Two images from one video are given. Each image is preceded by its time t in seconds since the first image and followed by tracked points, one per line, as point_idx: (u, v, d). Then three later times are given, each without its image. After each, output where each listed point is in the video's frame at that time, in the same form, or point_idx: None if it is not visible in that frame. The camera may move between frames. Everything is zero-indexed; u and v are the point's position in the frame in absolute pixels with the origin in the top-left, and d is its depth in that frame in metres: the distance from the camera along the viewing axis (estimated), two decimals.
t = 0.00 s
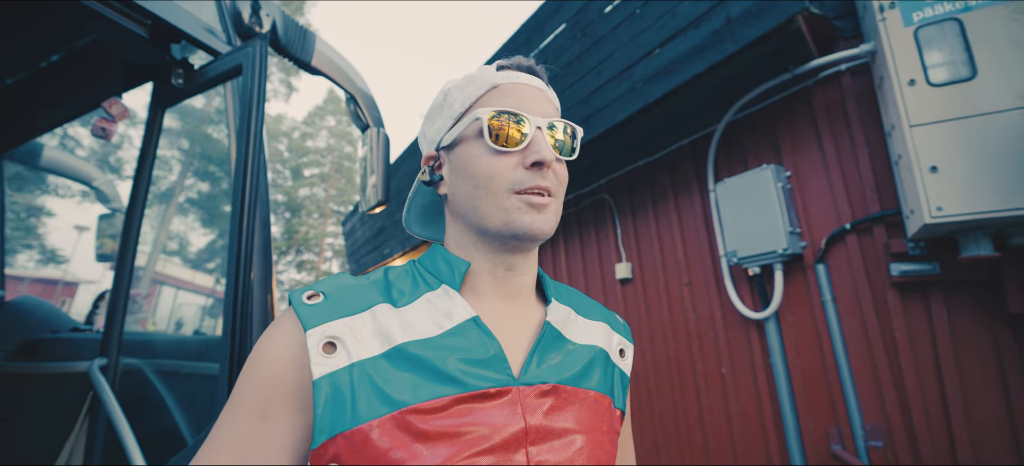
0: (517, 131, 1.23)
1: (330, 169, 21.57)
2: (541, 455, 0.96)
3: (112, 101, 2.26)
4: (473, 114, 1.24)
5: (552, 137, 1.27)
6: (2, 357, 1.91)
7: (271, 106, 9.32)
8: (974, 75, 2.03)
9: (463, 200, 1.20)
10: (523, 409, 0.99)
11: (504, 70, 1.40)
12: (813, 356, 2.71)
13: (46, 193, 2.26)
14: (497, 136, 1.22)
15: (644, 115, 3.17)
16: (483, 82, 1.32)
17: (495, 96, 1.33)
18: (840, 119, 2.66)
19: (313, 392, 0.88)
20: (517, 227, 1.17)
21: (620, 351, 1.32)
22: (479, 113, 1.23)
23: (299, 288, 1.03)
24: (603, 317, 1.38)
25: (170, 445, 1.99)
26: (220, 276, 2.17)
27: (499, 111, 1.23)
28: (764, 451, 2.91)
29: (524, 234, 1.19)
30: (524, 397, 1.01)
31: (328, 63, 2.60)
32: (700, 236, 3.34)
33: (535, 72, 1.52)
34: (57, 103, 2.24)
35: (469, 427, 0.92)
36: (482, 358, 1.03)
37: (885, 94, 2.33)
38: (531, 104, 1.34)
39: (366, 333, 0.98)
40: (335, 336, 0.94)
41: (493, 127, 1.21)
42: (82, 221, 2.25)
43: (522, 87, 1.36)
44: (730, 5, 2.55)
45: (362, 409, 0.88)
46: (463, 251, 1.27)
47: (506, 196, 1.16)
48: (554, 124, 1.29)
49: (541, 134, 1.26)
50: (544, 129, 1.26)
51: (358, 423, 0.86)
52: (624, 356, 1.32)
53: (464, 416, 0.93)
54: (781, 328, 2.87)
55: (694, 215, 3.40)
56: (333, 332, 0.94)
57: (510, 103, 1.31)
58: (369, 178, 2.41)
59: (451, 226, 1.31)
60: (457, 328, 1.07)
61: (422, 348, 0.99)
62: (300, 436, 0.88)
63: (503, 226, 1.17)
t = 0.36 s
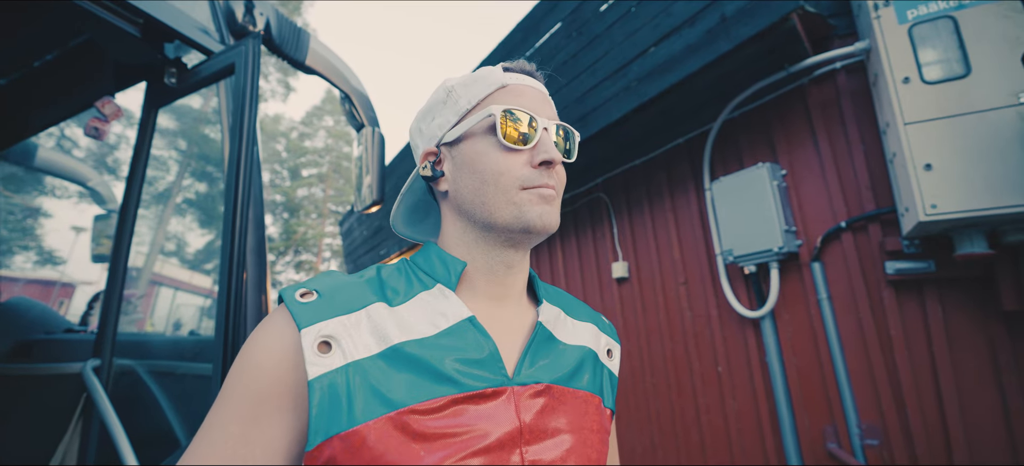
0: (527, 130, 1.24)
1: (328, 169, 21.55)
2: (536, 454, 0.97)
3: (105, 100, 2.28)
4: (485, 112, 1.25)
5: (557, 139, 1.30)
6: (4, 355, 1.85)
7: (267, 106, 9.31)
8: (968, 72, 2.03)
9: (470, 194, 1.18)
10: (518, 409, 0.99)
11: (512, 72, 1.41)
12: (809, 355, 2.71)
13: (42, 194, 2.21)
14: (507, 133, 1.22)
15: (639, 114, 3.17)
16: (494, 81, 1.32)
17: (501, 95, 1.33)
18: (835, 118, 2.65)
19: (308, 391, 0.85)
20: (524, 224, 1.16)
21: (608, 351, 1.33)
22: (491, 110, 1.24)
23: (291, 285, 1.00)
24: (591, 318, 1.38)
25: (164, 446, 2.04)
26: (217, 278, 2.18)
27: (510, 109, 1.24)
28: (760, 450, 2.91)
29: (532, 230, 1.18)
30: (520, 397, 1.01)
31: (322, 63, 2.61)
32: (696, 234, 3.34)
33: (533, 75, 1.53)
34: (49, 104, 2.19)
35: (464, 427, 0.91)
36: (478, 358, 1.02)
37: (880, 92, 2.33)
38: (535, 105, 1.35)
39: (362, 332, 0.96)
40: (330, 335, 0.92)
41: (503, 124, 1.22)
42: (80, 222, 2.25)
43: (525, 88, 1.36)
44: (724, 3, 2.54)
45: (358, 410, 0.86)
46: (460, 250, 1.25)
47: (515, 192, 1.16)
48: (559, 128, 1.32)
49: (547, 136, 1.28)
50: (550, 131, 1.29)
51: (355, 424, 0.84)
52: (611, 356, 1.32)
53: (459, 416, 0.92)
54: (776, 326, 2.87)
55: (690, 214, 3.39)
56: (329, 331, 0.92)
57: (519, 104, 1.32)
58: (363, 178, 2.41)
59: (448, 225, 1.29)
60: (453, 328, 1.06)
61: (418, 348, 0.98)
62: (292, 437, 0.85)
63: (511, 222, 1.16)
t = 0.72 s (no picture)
0: (525, 127, 1.23)
1: (329, 169, 21.57)
2: (537, 450, 0.97)
3: (104, 98, 2.27)
4: (486, 109, 1.24)
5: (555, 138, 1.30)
6: None
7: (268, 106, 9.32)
8: (970, 71, 2.02)
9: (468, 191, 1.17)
10: (517, 405, 0.99)
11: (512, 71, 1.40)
12: (810, 354, 2.69)
13: (45, 193, 2.25)
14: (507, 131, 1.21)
15: (640, 113, 3.16)
16: (494, 79, 1.31)
17: (501, 93, 1.32)
18: (837, 116, 2.64)
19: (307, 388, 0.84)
20: (522, 222, 1.16)
21: (603, 348, 1.32)
22: (492, 107, 1.23)
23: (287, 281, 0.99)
24: (585, 316, 1.38)
25: (163, 445, 2.03)
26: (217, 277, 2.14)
27: (509, 107, 1.23)
28: (760, 450, 2.90)
29: (530, 228, 1.17)
30: (519, 393, 1.01)
31: (322, 61, 2.61)
32: (697, 233, 3.32)
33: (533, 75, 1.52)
34: (49, 102, 2.24)
35: (465, 424, 0.91)
36: (477, 354, 1.02)
37: (882, 91, 2.32)
38: (535, 104, 1.34)
39: (360, 328, 0.95)
40: (328, 331, 0.91)
41: (502, 121, 1.21)
42: (81, 221, 2.26)
43: (524, 87, 1.35)
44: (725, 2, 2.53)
45: (358, 407, 0.85)
46: (458, 248, 1.24)
47: (513, 190, 1.16)
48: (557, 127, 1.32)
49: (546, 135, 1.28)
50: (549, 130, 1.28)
51: (356, 421, 0.83)
52: (606, 353, 1.32)
53: (459, 412, 0.92)
54: (777, 326, 2.86)
55: (691, 213, 3.38)
56: (327, 327, 0.91)
57: (518, 102, 1.31)
58: (363, 177, 2.41)
59: (446, 221, 1.28)
60: (452, 324, 1.05)
61: (417, 344, 0.98)
62: (286, 436, 0.84)
63: (508, 220, 1.15)
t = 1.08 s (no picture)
0: (528, 126, 1.23)
1: (332, 167, 21.61)
2: (542, 447, 0.96)
3: (108, 95, 2.25)
4: (489, 107, 1.24)
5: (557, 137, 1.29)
6: None
7: (272, 104, 9.34)
8: (978, 68, 2.00)
9: (471, 189, 1.17)
10: (522, 402, 0.98)
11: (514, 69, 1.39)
12: (813, 353, 2.69)
13: (48, 190, 2.25)
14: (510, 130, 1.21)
15: (643, 111, 3.14)
16: (496, 77, 1.30)
17: (503, 91, 1.31)
18: (842, 114, 2.62)
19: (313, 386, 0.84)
20: (524, 221, 1.16)
21: (604, 347, 1.32)
22: (495, 106, 1.23)
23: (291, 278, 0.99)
24: (587, 314, 1.37)
25: (167, 442, 2.03)
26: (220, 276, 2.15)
27: (512, 105, 1.23)
28: (763, 449, 2.89)
29: (532, 227, 1.17)
30: (524, 391, 1.00)
31: (327, 59, 2.62)
32: (700, 232, 3.32)
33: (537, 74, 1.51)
34: (54, 98, 2.21)
35: (470, 422, 0.90)
36: (482, 351, 1.01)
37: (888, 88, 2.30)
38: (538, 102, 1.34)
39: (365, 326, 0.95)
40: (334, 329, 0.91)
41: (505, 119, 1.21)
42: (86, 218, 2.27)
43: (527, 85, 1.35)
44: None
45: (365, 405, 0.85)
46: (462, 247, 1.24)
47: (516, 189, 1.16)
48: (558, 126, 1.31)
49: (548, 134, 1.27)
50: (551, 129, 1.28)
51: (362, 419, 0.83)
52: (607, 351, 1.32)
53: (464, 410, 0.91)
54: (781, 325, 2.85)
55: (694, 211, 3.37)
56: (332, 325, 0.91)
57: (520, 100, 1.30)
58: (366, 175, 2.41)
59: (449, 220, 1.28)
60: (456, 322, 1.05)
61: (422, 341, 0.98)
62: (294, 436, 0.84)
63: (511, 218, 1.15)
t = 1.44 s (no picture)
0: (531, 131, 1.23)
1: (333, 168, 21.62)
2: (545, 450, 0.96)
3: (113, 96, 2.22)
4: (492, 113, 1.24)
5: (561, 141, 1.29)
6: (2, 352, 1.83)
7: (274, 104, 9.36)
8: (979, 75, 2.01)
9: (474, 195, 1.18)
10: (526, 405, 0.99)
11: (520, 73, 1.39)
12: (813, 357, 2.69)
13: (51, 190, 2.10)
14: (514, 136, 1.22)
15: (646, 115, 3.15)
16: (501, 81, 1.31)
17: (507, 96, 1.32)
18: (843, 120, 2.63)
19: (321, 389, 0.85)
20: (524, 229, 1.17)
21: (605, 351, 1.32)
22: (499, 111, 1.23)
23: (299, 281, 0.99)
24: (588, 318, 1.38)
25: (167, 443, 2.03)
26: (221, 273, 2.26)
27: (516, 110, 1.24)
28: (763, 454, 2.89)
29: (531, 235, 1.18)
30: (528, 394, 1.01)
31: (330, 61, 2.61)
32: (701, 236, 3.32)
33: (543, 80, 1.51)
34: (58, 97, 2.05)
35: (475, 424, 0.91)
36: (487, 355, 1.02)
37: (889, 94, 2.31)
38: (543, 107, 1.34)
39: (372, 328, 0.95)
40: (341, 332, 0.91)
41: (509, 124, 1.21)
42: (87, 217, 2.19)
43: (532, 89, 1.35)
44: (733, 4, 2.54)
45: (371, 406, 0.85)
46: (468, 251, 1.24)
47: (517, 196, 1.17)
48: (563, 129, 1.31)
49: (553, 138, 1.27)
50: (556, 133, 1.28)
51: (369, 421, 0.84)
52: (608, 355, 1.32)
53: (469, 413, 0.92)
54: (781, 329, 2.85)
55: (696, 216, 3.38)
56: (339, 327, 0.91)
57: (524, 105, 1.31)
58: (369, 176, 2.41)
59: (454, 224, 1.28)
60: (461, 326, 1.05)
61: (428, 344, 0.98)
62: (301, 436, 0.85)
63: (512, 226, 1.17)
